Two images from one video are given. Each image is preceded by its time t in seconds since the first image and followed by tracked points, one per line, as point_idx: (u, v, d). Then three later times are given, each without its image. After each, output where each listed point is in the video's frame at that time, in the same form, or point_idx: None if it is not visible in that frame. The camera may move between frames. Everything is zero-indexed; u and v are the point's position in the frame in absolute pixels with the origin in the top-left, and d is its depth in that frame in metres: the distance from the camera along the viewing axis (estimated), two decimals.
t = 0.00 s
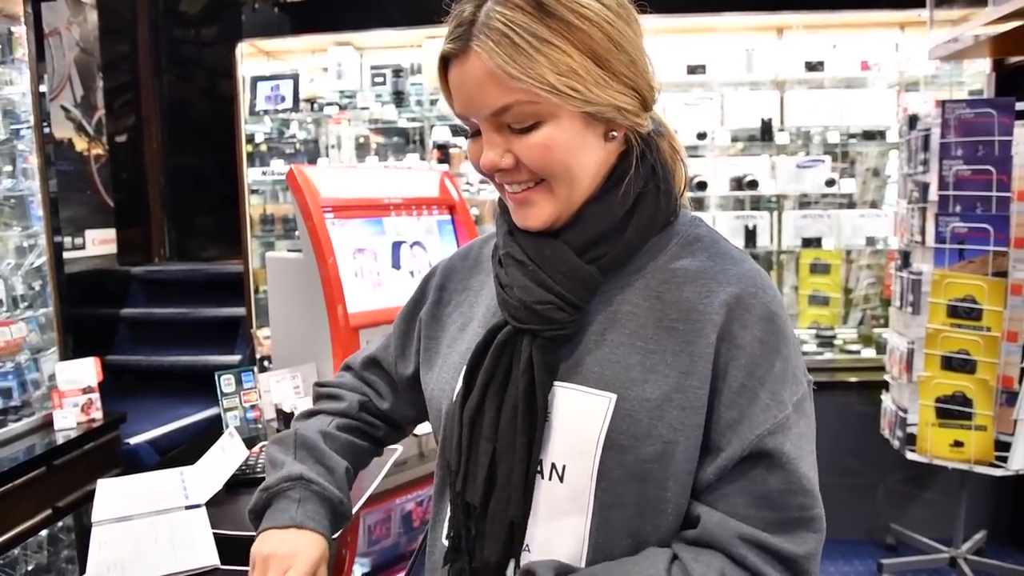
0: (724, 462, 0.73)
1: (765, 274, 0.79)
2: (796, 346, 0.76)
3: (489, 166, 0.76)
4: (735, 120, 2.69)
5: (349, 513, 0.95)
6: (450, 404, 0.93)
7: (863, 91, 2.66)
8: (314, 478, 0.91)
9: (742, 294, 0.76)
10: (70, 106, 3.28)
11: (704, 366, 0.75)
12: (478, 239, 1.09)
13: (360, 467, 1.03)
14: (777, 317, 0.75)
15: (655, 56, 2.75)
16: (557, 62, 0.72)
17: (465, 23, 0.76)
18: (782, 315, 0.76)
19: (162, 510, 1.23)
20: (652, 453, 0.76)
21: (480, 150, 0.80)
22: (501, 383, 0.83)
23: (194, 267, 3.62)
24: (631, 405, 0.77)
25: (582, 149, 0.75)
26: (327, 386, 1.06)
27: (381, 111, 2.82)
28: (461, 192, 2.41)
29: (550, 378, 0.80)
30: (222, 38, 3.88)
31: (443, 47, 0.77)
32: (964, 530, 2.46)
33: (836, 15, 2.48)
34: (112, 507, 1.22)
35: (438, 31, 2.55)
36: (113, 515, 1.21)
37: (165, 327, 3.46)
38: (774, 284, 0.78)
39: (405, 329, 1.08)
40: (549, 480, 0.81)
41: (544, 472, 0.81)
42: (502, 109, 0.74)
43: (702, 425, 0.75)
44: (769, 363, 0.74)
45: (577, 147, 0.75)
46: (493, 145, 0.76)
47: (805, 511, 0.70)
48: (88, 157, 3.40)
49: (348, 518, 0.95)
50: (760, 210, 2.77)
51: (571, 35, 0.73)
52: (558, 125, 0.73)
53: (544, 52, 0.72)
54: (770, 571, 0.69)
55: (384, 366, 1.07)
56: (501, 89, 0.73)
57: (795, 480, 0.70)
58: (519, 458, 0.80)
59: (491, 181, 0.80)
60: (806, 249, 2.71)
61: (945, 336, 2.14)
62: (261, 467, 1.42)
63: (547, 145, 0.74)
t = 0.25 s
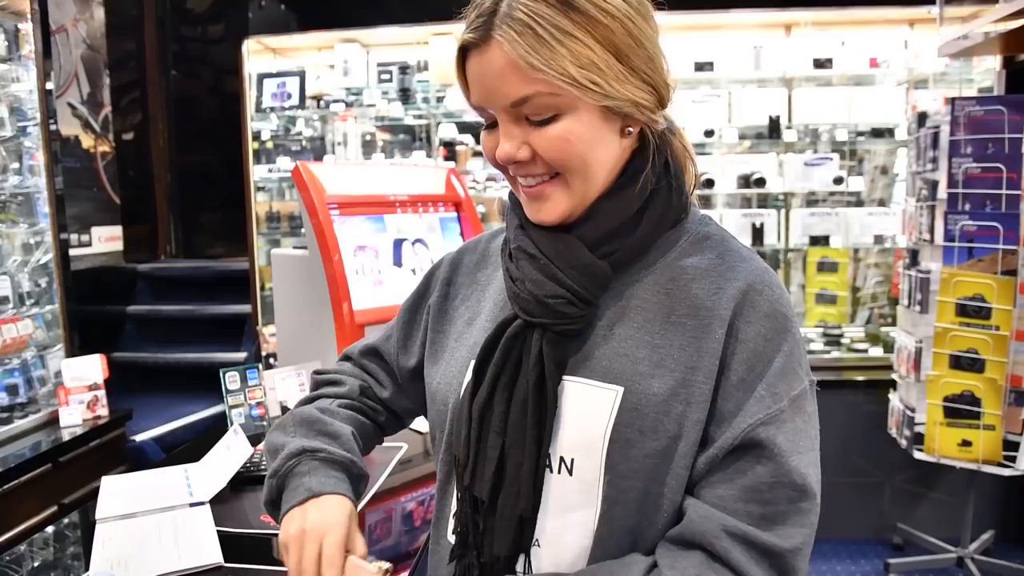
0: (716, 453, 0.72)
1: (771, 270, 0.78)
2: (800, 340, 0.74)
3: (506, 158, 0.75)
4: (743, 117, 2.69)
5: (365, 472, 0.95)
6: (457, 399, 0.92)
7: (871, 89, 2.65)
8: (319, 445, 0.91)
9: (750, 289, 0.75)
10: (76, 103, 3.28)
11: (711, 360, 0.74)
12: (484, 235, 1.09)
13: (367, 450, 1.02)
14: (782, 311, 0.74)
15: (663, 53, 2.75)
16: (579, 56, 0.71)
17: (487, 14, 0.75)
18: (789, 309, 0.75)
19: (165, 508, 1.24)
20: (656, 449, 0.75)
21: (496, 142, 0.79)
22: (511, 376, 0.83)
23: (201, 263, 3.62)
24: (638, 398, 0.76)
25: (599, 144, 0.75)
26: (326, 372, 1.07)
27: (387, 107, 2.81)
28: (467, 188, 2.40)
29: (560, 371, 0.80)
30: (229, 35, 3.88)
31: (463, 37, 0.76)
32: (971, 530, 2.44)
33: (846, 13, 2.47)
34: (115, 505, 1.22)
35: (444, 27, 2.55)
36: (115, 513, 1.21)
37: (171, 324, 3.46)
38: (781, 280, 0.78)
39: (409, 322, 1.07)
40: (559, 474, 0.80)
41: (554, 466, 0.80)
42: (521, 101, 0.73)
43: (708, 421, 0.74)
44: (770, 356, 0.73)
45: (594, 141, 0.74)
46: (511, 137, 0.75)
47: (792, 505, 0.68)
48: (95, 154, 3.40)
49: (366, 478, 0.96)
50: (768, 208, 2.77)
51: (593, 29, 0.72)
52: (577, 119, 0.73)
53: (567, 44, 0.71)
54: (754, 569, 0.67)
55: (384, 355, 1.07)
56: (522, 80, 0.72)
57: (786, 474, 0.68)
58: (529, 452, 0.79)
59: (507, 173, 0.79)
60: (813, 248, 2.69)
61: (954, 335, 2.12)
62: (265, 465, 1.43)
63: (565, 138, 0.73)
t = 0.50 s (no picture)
0: (731, 454, 0.71)
1: (774, 268, 0.78)
2: (807, 339, 0.74)
3: (518, 150, 0.74)
4: (743, 114, 2.69)
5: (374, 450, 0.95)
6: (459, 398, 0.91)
7: (872, 87, 2.65)
8: (314, 438, 0.93)
9: (757, 288, 0.75)
10: (76, 101, 3.27)
11: (717, 359, 0.73)
12: (485, 236, 1.08)
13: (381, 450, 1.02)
14: (789, 311, 0.74)
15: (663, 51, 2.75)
16: (595, 47, 0.71)
17: (500, 4, 0.74)
18: (796, 310, 0.75)
19: (164, 507, 1.23)
20: (661, 447, 0.74)
21: (506, 135, 0.78)
22: (515, 374, 0.82)
23: (200, 262, 3.61)
24: (643, 397, 0.75)
25: (611, 138, 0.74)
26: (335, 387, 1.07)
27: (387, 105, 2.82)
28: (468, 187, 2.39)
29: (563, 370, 0.79)
30: (229, 34, 3.86)
31: (476, 27, 0.75)
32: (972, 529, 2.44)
33: (847, 10, 2.46)
34: (114, 505, 1.22)
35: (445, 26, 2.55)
36: (115, 512, 1.21)
37: (170, 322, 3.46)
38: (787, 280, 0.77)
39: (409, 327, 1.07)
40: (562, 473, 0.79)
41: (557, 466, 0.80)
42: (536, 91, 0.72)
43: (713, 420, 0.74)
44: (780, 355, 0.72)
45: (606, 135, 0.74)
46: (523, 129, 0.74)
47: (809, 505, 0.69)
48: (95, 152, 3.40)
49: (377, 451, 0.96)
50: (768, 206, 2.77)
51: (608, 22, 0.72)
52: (591, 111, 0.73)
53: (582, 34, 0.71)
54: (772, 570, 0.67)
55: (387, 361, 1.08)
56: (537, 70, 0.72)
57: (802, 474, 0.69)
58: (532, 451, 0.79)
59: (516, 168, 0.78)
60: (814, 246, 2.69)
61: (955, 334, 2.11)
62: (264, 464, 1.43)
63: (578, 130, 0.72)
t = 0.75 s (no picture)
0: (747, 456, 0.70)
1: (777, 266, 0.78)
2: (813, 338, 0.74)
3: (531, 141, 0.73)
4: (745, 114, 2.69)
5: (400, 461, 0.94)
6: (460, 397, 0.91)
7: (873, 87, 2.65)
8: (336, 461, 0.92)
9: (761, 287, 0.74)
10: (76, 97, 3.27)
11: (722, 358, 0.73)
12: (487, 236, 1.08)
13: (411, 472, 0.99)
14: (795, 310, 0.74)
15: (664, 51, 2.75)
16: (605, 34, 0.71)
17: None
18: (799, 308, 0.74)
19: (163, 506, 1.21)
20: (666, 446, 0.73)
21: (515, 129, 0.76)
22: (517, 373, 0.82)
23: (200, 260, 3.60)
24: (646, 397, 0.75)
25: (621, 127, 0.74)
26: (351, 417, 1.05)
27: (388, 104, 2.82)
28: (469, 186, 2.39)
29: (565, 370, 0.79)
30: (229, 32, 3.85)
31: (482, 19, 0.74)
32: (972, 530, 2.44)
33: (850, 10, 2.46)
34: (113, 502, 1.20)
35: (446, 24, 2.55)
36: (114, 510, 1.19)
37: (169, 320, 3.45)
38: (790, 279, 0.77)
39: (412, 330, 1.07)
40: (562, 473, 0.79)
41: (557, 465, 0.80)
42: (548, 80, 0.72)
43: (720, 419, 0.73)
44: (788, 355, 0.72)
45: (617, 124, 0.74)
46: (534, 121, 0.73)
47: (830, 505, 0.70)
48: (95, 149, 3.39)
49: (403, 464, 0.95)
50: (769, 206, 2.77)
51: (616, 11, 0.73)
52: (603, 99, 0.72)
53: (592, 23, 0.71)
54: (800, 568, 0.68)
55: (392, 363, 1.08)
56: (549, 58, 0.71)
57: (822, 474, 0.69)
58: (534, 451, 0.79)
59: (524, 163, 0.77)
60: (815, 246, 2.69)
61: (955, 334, 2.11)
62: (264, 463, 1.43)
63: (591, 120, 0.72)
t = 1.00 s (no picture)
0: (751, 454, 0.70)
1: (780, 262, 0.77)
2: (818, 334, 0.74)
3: (526, 146, 0.73)
4: (745, 114, 2.68)
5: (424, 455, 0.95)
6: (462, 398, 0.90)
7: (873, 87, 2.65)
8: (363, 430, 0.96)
9: (763, 284, 0.74)
10: (75, 95, 3.26)
11: (727, 356, 0.73)
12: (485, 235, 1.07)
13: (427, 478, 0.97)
14: (798, 306, 0.73)
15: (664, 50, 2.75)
16: (599, 38, 0.71)
17: None
18: (801, 304, 0.74)
19: (163, 504, 1.21)
20: (671, 446, 0.73)
21: (510, 133, 0.76)
22: (519, 374, 0.81)
23: (200, 258, 3.60)
24: (651, 397, 0.75)
25: (617, 130, 0.74)
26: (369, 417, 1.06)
27: (388, 102, 2.82)
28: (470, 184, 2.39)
29: (569, 369, 0.78)
30: (229, 29, 3.84)
31: (475, 24, 0.74)
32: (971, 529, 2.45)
33: (851, 10, 2.46)
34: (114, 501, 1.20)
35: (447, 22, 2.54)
36: (114, 509, 1.19)
37: (169, 318, 3.44)
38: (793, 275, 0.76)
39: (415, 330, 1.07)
40: (568, 473, 0.79)
41: (563, 466, 0.80)
42: (542, 85, 0.71)
43: (725, 417, 0.73)
44: (791, 352, 0.72)
45: (613, 126, 0.73)
46: (529, 126, 0.73)
47: (835, 501, 0.69)
48: (94, 147, 3.39)
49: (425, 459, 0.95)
50: (769, 205, 2.77)
51: (609, 13, 0.72)
52: (598, 103, 0.72)
53: (585, 26, 0.70)
54: (805, 566, 0.68)
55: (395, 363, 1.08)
56: (543, 63, 0.71)
57: (826, 470, 0.69)
58: (540, 452, 0.78)
59: (521, 167, 0.77)
60: (815, 246, 2.69)
61: (955, 334, 2.11)
62: (264, 461, 1.42)
63: (586, 124, 0.72)
